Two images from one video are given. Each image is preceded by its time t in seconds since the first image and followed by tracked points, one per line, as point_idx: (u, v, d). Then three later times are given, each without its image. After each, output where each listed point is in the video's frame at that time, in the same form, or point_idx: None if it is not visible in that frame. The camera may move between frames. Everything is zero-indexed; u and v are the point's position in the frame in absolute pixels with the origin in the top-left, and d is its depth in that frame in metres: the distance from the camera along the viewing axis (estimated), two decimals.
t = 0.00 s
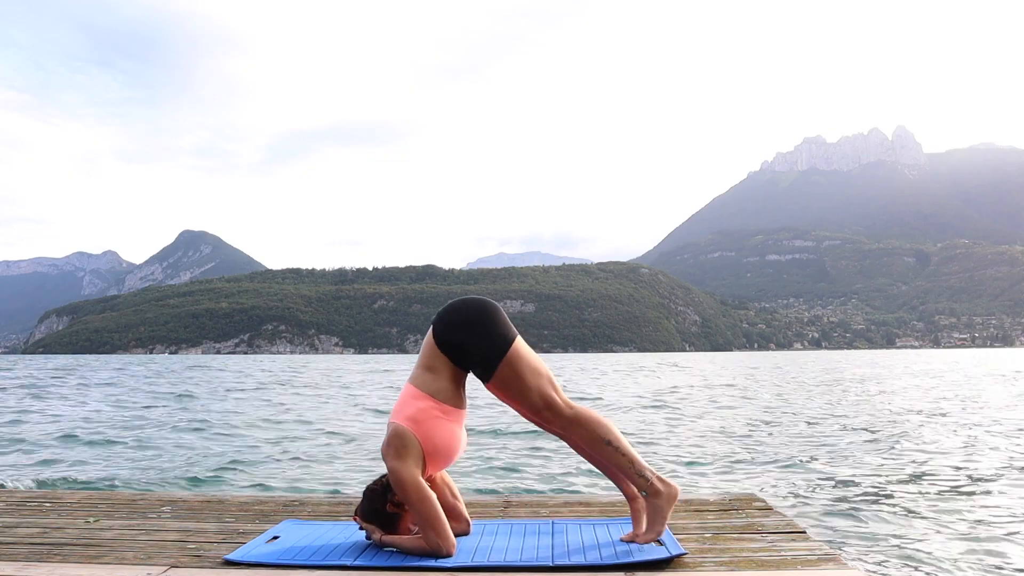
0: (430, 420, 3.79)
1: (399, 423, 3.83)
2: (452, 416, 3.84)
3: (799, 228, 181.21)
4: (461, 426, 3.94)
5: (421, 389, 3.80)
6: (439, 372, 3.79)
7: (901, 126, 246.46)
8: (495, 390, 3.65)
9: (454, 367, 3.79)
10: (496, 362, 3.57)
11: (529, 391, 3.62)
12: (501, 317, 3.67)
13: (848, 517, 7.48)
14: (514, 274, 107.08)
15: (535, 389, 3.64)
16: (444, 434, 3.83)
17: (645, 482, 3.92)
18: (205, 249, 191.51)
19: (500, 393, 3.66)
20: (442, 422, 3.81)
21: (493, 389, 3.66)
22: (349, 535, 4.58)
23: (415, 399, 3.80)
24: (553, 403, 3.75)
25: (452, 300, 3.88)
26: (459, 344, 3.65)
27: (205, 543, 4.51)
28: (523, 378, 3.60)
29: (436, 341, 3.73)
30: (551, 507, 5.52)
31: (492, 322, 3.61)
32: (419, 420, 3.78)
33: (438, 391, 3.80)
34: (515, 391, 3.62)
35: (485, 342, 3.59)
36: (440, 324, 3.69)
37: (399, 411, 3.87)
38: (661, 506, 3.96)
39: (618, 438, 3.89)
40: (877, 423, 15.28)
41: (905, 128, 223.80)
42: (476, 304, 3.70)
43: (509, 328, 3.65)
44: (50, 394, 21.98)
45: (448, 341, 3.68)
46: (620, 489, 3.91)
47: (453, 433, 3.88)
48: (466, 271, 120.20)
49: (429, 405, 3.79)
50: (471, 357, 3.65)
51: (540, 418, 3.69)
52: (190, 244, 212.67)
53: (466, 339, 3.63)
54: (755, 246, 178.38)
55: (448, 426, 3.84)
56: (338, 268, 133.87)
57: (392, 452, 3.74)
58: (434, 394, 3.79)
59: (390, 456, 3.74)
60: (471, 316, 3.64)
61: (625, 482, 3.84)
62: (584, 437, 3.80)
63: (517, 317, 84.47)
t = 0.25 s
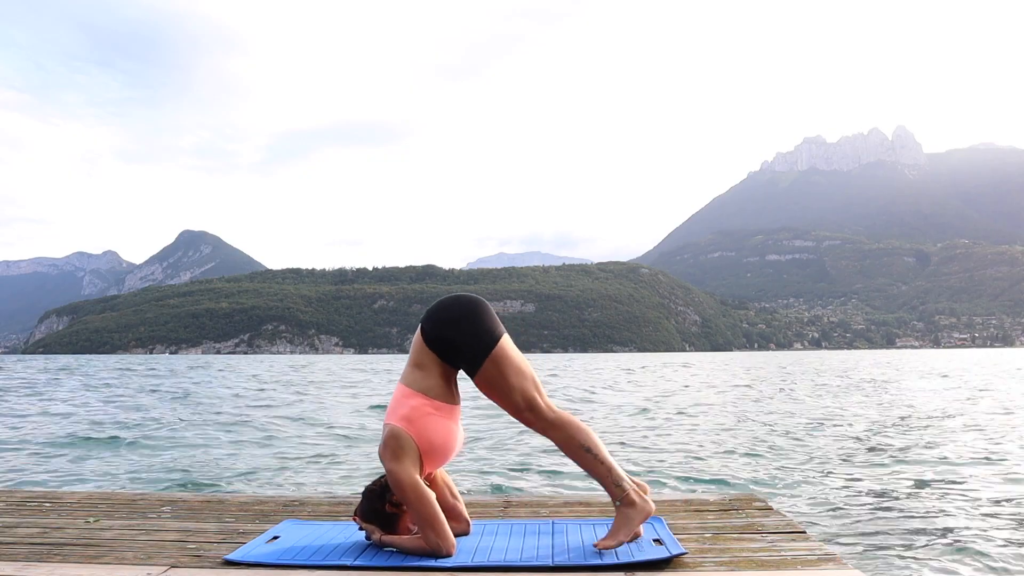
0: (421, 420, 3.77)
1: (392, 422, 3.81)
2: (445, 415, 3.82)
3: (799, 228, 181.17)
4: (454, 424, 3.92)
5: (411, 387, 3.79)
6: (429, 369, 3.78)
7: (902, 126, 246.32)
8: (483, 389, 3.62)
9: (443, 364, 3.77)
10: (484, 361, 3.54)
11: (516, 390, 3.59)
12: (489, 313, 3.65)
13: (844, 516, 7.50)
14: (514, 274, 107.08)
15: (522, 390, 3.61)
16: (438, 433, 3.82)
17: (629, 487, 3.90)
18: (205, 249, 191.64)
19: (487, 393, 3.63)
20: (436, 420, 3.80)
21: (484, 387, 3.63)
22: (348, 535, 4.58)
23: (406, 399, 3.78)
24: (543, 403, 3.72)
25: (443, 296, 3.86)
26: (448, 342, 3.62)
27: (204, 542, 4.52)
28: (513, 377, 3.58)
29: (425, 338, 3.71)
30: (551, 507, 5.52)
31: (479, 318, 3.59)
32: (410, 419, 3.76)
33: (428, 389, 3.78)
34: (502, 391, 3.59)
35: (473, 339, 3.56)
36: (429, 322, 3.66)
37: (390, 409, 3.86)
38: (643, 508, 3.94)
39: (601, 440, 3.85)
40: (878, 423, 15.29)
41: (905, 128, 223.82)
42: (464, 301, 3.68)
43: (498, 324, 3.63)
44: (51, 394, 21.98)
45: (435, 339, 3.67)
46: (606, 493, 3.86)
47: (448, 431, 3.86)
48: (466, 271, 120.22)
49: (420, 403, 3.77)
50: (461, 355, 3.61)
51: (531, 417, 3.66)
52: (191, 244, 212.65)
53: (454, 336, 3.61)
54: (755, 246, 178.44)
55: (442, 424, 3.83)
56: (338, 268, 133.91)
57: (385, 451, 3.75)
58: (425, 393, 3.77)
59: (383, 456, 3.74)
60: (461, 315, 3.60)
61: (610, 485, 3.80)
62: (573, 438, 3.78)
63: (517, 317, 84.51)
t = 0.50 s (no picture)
0: (417, 419, 3.76)
1: (387, 422, 3.81)
2: (441, 416, 3.81)
3: (800, 228, 181.11)
4: (452, 425, 3.91)
5: (407, 387, 3.78)
6: (424, 370, 3.77)
7: (902, 126, 246.24)
8: (477, 389, 3.59)
9: (438, 366, 3.75)
10: (477, 361, 3.52)
11: (509, 391, 3.57)
12: (485, 311, 3.64)
13: (841, 515, 7.53)
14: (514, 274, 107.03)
15: (515, 389, 3.58)
16: (436, 432, 3.81)
17: (618, 486, 3.89)
18: (205, 249, 191.78)
19: (481, 392, 3.61)
20: (433, 422, 3.80)
21: (478, 387, 3.62)
22: (348, 535, 4.58)
23: (402, 398, 3.78)
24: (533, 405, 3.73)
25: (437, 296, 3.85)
26: (442, 342, 3.61)
27: (204, 543, 4.51)
28: (507, 377, 3.56)
29: (419, 338, 3.70)
30: (552, 506, 5.51)
31: (474, 319, 3.57)
32: (407, 418, 3.76)
33: (424, 388, 3.78)
34: (497, 389, 3.57)
35: (465, 340, 3.54)
36: (424, 321, 3.65)
37: (388, 410, 3.86)
38: (635, 510, 3.90)
39: (596, 441, 3.83)
40: (877, 424, 15.29)
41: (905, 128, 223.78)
42: (457, 300, 3.66)
43: (493, 324, 3.61)
44: (51, 394, 21.95)
45: (430, 337, 3.64)
46: (599, 495, 3.84)
47: (446, 429, 3.87)
48: (465, 271, 120.19)
49: (416, 402, 3.76)
50: (455, 355, 3.59)
51: (525, 417, 3.63)
52: (191, 244, 212.31)
53: (447, 335, 3.59)
54: (755, 246, 178.33)
55: (439, 423, 3.82)
56: (338, 268, 133.90)
57: (383, 452, 3.74)
58: (421, 394, 3.76)
59: (381, 457, 3.74)
60: (455, 315, 3.59)
61: (605, 488, 3.78)
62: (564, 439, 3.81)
63: (517, 317, 84.37)
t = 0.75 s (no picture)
0: (415, 419, 3.76)
1: (385, 422, 3.81)
2: (438, 417, 3.81)
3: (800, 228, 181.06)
4: (449, 423, 3.91)
5: (404, 388, 3.78)
6: (421, 370, 3.76)
7: (902, 126, 246.19)
8: (473, 390, 3.59)
9: (434, 366, 3.75)
10: (472, 362, 3.52)
11: (504, 391, 3.57)
12: (479, 312, 3.63)
13: (843, 516, 7.52)
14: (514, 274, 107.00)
15: (511, 389, 3.58)
16: (434, 431, 3.81)
17: (611, 483, 3.89)
18: (205, 249, 191.88)
19: (477, 392, 3.61)
20: (431, 421, 3.79)
21: (473, 387, 3.61)
22: (348, 535, 4.58)
23: (399, 398, 3.78)
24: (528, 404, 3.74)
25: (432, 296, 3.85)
26: (437, 341, 3.60)
27: (204, 543, 4.51)
28: (502, 377, 3.55)
29: (414, 338, 3.69)
30: (552, 507, 5.51)
31: (467, 318, 3.57)
32: (405, 417, 3.76)
33: (420, 388, 3.77)
34: (493, 390, 3.56)
35: (460, 340, 3.54)
36: (418, 320, 3.65)
37: (385, 410, 3.85)
38: (627, 507, 3.90)
39: (593, 441, 3.83)
40: (878, 424, 15.27)
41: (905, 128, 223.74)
42: (453, 299, 3.66)
43: (488, 324, 3.61)
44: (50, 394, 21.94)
45: (425, 337, 3.65)
46: (594, 494, 3.84)
47: (444, 428, 3.86)
48: (465, 271, 120.20)
49: (413, 402, 3.76)
50: (449, 355, 3.59)
51: (518, 417, 3.62)
52: (192, 244, 212.49)
53: (443, 334, 3.58)
54: (755, 246, 178.39)
55: (436, 422, 3.82)
56: (338, 268, 133.91)
57: (381, 452, 3.74)
58: (418, 393, 3.77)
59: (379, 457, 3.74)
60: (450, 313, 3.59)
61: (601, 486, 3.77)
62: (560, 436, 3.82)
63: (517, 317, 84.35)
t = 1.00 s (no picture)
0: (413, 419, 3.76)
1: (383, 423, 3.80)
2: (437, 414, 3.81)
3: (800, 228, 181.06)
4: (447, 422, 3.90)
5: (400, 386, 3.78)
6: (417, 370, 3.76)
7: (901, 126, 246.08)
8: (469, 388, 3.58)
9: (431, 363, 3.74)
10: (467, 360, 3.51)
11: (501, 391, 3.56)
12: (475, 311, 3.62)
13: (846, 515, 7.51)
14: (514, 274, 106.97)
15: (506, 388, 3.58)
16: (434, 429, 3.81)
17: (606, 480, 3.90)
18: (205, 249, 191.82)
19: (473, 391, 3.60)
20: (430, 419, 3.79)
21: (468, 387, 3.59)
22: (348, 535, 4.59)
23: (396, 397, 3.78)
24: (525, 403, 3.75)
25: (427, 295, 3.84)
26: (433, 342, 3.59)
27: (204, 543, 4.52)
28: (496, 375, 3.54)
29: (411, 337, 3.68)
30: (552, 506, 5.51)
31: (462, 318, 3.57)
32: (403, 417, 3.76)
33: (417, 388, 3.77)
34: (488, 388, 3.56)
35: (456, 339, 3.53)
36: (413, 320, 3.64)
37: (382, 410, 3.85)
38: (623, 502, 3.90)
39: (589, 442, 3.83)
40: (877, 424, 15.22)
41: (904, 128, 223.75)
42: (448, 299, 3.65)
43: (484, 322, 3.60)
44: (50, 394, 21.92)
45: (421, 337, 3.64)
46: (590, 492, 3.84)
47: (441, 428, 3.86)
48: (465, 271, 120.19)
49: (411, 401, 3.76)
50: (445, 351, 3.58)
51: (515, 416, 3.60)
52: (192, 245, 212.46)
53: (438, 335, 3.58)
54: (755, 246, 178.38)
55: (435, 421, 3.82)
56: (338, 268, 133.85)
57: (381, 452, 3.74)
58: (415, 390, 3.76)
59: (380, 454, 3.73)
60: (446, 311, 3.59)
61: (594, 485, 3.78)
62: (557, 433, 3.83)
63: (517, 317, 84.31)
